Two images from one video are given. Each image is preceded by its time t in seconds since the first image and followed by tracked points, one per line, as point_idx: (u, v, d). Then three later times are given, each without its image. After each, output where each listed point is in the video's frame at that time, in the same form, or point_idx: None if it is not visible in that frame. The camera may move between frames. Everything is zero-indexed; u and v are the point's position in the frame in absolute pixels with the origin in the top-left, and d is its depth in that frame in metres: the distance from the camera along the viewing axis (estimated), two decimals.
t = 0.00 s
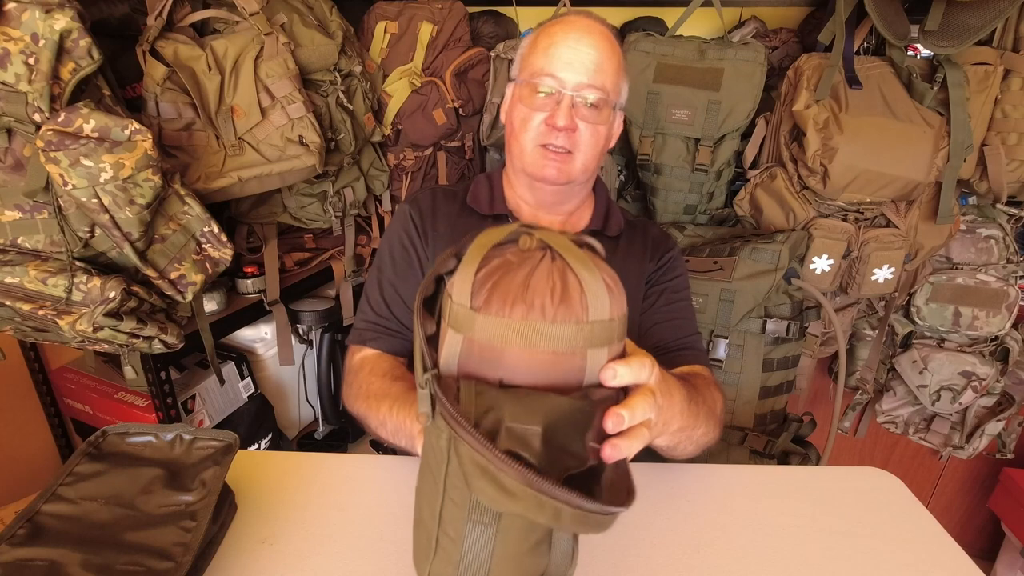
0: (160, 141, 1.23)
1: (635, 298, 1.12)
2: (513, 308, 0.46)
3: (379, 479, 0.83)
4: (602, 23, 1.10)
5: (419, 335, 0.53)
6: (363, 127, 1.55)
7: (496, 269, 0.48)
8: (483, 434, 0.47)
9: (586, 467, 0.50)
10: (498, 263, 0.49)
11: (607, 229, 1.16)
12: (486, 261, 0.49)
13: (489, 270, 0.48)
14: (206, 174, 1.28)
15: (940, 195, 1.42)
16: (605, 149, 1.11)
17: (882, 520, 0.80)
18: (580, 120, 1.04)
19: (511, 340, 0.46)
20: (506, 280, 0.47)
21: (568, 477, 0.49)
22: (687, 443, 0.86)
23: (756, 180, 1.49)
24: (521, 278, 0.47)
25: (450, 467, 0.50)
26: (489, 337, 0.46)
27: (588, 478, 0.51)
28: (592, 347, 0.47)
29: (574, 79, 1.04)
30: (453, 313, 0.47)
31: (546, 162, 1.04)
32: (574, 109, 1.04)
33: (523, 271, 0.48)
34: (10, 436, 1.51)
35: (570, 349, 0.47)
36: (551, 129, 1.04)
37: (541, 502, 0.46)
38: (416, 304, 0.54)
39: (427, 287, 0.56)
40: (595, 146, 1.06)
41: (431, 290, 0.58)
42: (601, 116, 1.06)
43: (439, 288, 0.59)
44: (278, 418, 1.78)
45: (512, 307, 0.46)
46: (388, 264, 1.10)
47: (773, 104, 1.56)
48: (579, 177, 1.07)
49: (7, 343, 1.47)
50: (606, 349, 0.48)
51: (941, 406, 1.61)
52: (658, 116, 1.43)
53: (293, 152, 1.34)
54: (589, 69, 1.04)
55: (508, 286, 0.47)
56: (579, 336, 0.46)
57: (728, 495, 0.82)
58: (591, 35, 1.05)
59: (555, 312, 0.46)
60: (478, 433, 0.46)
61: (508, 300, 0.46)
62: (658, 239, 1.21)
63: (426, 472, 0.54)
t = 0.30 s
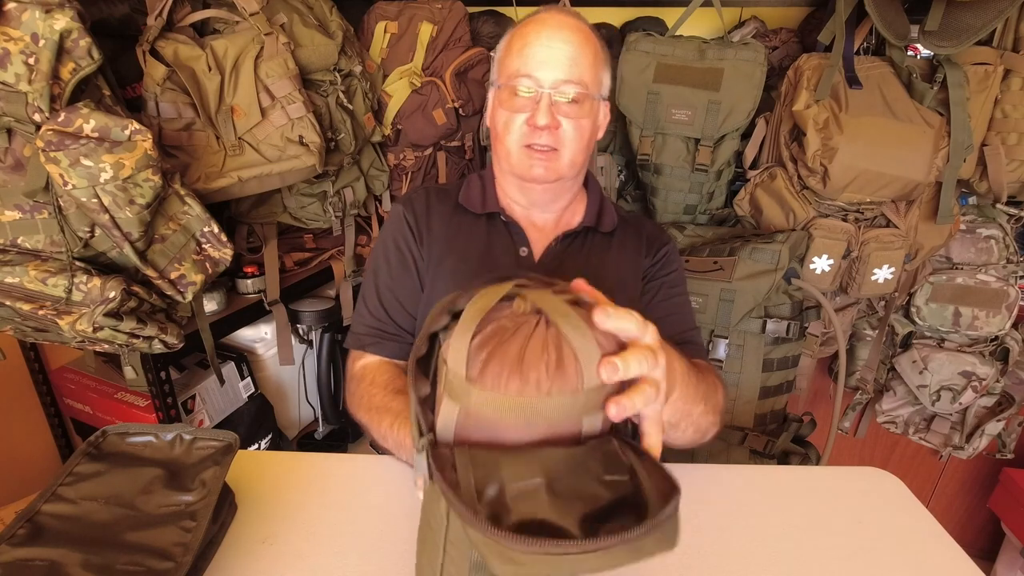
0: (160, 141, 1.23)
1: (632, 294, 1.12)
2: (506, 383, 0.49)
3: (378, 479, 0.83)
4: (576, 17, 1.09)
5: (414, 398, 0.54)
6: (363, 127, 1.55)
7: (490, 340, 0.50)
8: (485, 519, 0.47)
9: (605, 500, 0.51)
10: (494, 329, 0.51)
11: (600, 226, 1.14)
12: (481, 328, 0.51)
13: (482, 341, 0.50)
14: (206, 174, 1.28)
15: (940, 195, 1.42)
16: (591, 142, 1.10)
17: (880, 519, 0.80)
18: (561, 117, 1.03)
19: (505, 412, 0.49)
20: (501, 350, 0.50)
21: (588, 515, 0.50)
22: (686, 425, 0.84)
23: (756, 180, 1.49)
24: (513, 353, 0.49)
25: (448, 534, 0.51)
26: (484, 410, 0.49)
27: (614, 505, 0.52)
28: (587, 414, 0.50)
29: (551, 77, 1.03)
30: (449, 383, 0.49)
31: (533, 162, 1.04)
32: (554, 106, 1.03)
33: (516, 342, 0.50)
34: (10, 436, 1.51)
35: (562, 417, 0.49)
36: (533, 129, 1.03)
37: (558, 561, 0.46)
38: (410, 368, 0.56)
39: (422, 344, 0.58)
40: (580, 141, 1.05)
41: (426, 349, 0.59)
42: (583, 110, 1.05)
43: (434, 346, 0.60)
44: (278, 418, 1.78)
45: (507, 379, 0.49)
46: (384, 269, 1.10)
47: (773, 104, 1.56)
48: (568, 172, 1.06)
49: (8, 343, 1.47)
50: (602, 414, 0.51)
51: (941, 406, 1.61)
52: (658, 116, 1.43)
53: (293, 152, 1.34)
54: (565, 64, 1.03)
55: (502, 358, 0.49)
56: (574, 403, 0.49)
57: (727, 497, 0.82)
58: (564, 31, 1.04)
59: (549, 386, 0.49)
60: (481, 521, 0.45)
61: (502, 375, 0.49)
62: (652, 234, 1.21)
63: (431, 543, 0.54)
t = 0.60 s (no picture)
0: (160, 141, 1.23)
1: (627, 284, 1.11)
2: (485, 400, 0.51)
3: (378, 478, 0.83)
4: (540, 11, 1.07)
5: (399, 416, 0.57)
6: (363, 127, 1.55)
7: (470, 357, 0.54)
8: (468, 508, 0.49)
9: (590, 497, 0.52)
10: (472, 346, 0.55)
11: (588, 221, 1.13)
12: (460, 347, 0.55)
13: (460, 359, 0.53)
14: (206, 174, 1.28)
15: (940, 195, 1.42)
16: (573, 133, 1.08)
17: (880, 518, 0.80)
18: (537, 111, 1.01)
19: (488, 424, 0.51)
20: (480, 367, 0.53)
21: (570, 510, 0.51)
22: (709, 363, 0.81)
23: (756, 180, 1.49)
24: (491, 368, 0.52)
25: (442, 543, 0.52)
26: (468, 425, 0.52)
27: (598, 501, 0.53)
28: (566, 425, 0.52)
29: (521, 74, 1.01)
30: (433, 403, 0.52)
31: (516, 161, 1.02)
32: (527, 102, 1.01)
33: (493, 359, 0.53)
34: (10, 437, 1.51)
35: (544, 428, 0.52)
36: (510, 128, 1.01)
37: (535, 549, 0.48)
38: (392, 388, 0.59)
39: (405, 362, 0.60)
40: (561, 134, 1.03)
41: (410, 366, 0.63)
42: (557, 102, 1.03)
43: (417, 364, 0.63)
44: (277, 417, 1.78)
45: (486, 395, 0.51)
46: (378, 264, 1.10)
47: (773, 103, 1.56)
48: (552, 167, 1.04)
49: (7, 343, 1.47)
50: (583, 424, 0.53)
51: (941, 406, 1.61)
52: (658, 116, 1.43)
53: (293, 151, 1.33)
54: (532, 58, 1.01)
55: (480, 375, 0.52)
56: (553, 416, 0.52)
57: (727, 497, 0.82)
58: (529, 25, 1.03)
59: (526, 400, 0.51)
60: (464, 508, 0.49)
61: (481, 390, 0.52)
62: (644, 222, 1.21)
63: (425, 555, 0.56)
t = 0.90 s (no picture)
0: (160, 141, 1.23)
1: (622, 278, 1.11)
2: (471, 400, 0.51)
3: (379, 478, 0.83)
4: (516, 9, 1.06)
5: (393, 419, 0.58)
6: (363, 127, 1.55)
7: (455, 358, 0.53)
8: (457, 510, 0.50)
9: (579, 495, 0.53)
10: (458, 348, 0.54)
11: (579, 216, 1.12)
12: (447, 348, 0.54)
13: (446, 360, 0.53)
14: (206, 174, 1.28)
15: (940, 195, 1.42)
16: (559, 128, 1.08)
17: (880, 518, 0.80)
18: (519, 109, 1.01)
19: (475, 426, 0.51)
20: (465, 368, 0.52)
21: (559, 507, 0.52)
22: (714, 313, 0.81)
23: (756, 180, 1.49)
24: (476, 368, 0.52)
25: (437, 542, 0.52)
26: (455, 427, 0.51)
27: (587, 497, 0.53)
28: (555, 422, 0.52)
29: (501, 73, 1.01)
30: (421, 406, 0.52)
31: (502, 160, 1.02)
32: (509, 100, 1.01)
33: (479, 359, 0.52)
34: (10, 437, 1.51)
35: (533, 427, 0.51)
36: (493, 128, 1.01)
37: (524, 547, 0.49)
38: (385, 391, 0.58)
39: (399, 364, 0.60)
40: (545, 129, 1.03)
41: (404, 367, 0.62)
42: (539, 98, 1.03)
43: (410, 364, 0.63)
44: (278, 417, 1.78)
45: (472, 397, 0.51)
46: (371, 264, 1.10)
47: (773, 103, 1.56)
48: (539, 163, 1.04)
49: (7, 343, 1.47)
50: (571, 421, 0.53)
51: (941, 406, 1.61)
52: (658, 116, 1.43)
53: (293, 151, 1.33)
54: (512, 56, 1.01)
55: (465, 377, 0.51)
56: (541, 414, 0.51)
57: (727, 497, 0.82)
58: (507, 24, 1.02)
59: (513, 400, 0.51)
60: (452, 511, 0.49)
61: (467, 391, 0.51)
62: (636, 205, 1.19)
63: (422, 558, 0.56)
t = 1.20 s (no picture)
0: (160, 141, 1.23)
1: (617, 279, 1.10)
2: (465, 413, 0.52)
3: (379, 479, 0.82)
4: (512, 8, 1.06)
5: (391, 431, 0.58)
6: (363, 127, 1.55)
7: (447, 371, 0.54)
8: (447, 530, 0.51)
9: (570, 508, 0.54)
10: (449, 360, 0.55)
11: (574, 216, 1.11)
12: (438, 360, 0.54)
13: (438, 373, 0.54)
14: (206, 174, 1.28)
15: (940, 195, 1.42)
16: (554, 126, 1.08)
17: (880, 519, 0.80)
18: (513, 109, 1.02)
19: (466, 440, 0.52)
20: (457, 382, 0.53)
21: (550, 521, 0.53)
22: (712, 329, 0.78)
23: (756, 180, 1.49)
24: (467, 381, 0.53)
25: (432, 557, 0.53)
26: (447, 442, 0.52)
27: (580, 509, 0.54)
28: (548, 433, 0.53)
29: (496, 73, 1.01)
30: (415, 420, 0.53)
31: (496, 160, 1.02)
32: (503, 100, 1.02)
33: (470, 372, 0.54)
34: (9, 437, 1.51)
35: (526, 440, 0.52)
36: (488, 128, 1.01)
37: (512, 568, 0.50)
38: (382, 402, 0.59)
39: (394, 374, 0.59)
40: (539, 129, 1.04)
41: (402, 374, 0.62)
42: (534, 98, 1.03)
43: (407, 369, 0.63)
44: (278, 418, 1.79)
45: (465, 410, 0.52)
46: (366, 264, 1.10)
47: (773, 103, 1.56)
48: (534, 162, 1.04)
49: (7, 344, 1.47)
50: (566, 431, 0.54)
51: (941, 406, 1.61)
52: (658, 116, 1.43)
53: (293, 151, 1.34)
54: (506, 55, 1.01)
55: (457, 390, 0.53)
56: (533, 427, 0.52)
57: (727, 496, 0.82)
58: (501, 23, 1.02)
59: (505, 412, 0.52)
60: (441, 530, 0.50)
61: (459, 404, 0.52)
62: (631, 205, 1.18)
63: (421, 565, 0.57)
